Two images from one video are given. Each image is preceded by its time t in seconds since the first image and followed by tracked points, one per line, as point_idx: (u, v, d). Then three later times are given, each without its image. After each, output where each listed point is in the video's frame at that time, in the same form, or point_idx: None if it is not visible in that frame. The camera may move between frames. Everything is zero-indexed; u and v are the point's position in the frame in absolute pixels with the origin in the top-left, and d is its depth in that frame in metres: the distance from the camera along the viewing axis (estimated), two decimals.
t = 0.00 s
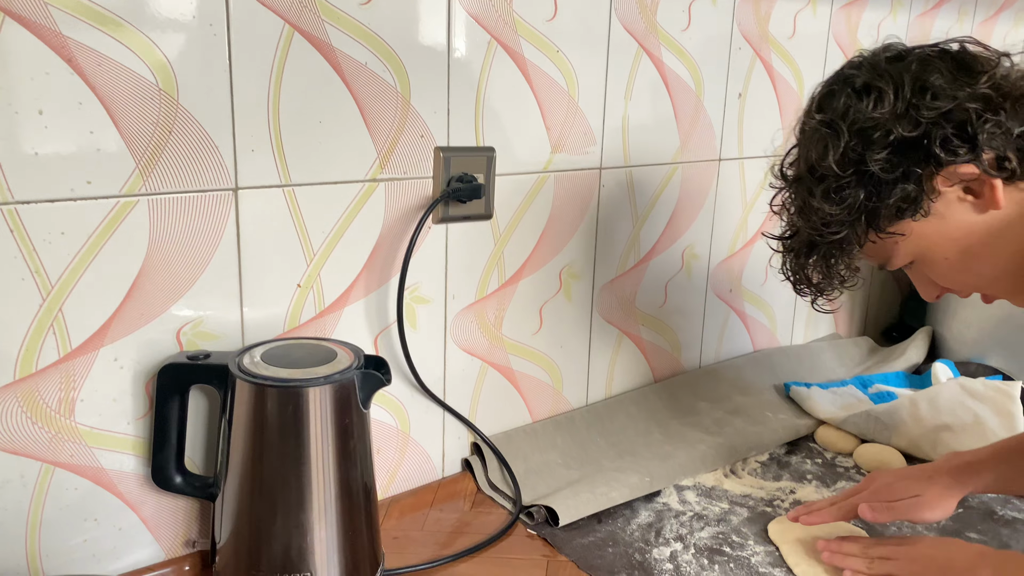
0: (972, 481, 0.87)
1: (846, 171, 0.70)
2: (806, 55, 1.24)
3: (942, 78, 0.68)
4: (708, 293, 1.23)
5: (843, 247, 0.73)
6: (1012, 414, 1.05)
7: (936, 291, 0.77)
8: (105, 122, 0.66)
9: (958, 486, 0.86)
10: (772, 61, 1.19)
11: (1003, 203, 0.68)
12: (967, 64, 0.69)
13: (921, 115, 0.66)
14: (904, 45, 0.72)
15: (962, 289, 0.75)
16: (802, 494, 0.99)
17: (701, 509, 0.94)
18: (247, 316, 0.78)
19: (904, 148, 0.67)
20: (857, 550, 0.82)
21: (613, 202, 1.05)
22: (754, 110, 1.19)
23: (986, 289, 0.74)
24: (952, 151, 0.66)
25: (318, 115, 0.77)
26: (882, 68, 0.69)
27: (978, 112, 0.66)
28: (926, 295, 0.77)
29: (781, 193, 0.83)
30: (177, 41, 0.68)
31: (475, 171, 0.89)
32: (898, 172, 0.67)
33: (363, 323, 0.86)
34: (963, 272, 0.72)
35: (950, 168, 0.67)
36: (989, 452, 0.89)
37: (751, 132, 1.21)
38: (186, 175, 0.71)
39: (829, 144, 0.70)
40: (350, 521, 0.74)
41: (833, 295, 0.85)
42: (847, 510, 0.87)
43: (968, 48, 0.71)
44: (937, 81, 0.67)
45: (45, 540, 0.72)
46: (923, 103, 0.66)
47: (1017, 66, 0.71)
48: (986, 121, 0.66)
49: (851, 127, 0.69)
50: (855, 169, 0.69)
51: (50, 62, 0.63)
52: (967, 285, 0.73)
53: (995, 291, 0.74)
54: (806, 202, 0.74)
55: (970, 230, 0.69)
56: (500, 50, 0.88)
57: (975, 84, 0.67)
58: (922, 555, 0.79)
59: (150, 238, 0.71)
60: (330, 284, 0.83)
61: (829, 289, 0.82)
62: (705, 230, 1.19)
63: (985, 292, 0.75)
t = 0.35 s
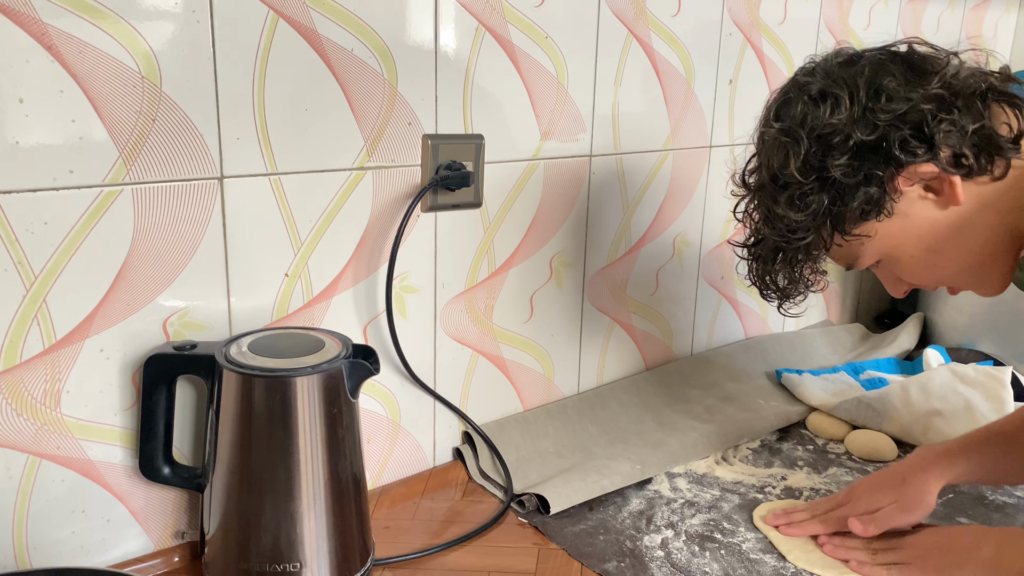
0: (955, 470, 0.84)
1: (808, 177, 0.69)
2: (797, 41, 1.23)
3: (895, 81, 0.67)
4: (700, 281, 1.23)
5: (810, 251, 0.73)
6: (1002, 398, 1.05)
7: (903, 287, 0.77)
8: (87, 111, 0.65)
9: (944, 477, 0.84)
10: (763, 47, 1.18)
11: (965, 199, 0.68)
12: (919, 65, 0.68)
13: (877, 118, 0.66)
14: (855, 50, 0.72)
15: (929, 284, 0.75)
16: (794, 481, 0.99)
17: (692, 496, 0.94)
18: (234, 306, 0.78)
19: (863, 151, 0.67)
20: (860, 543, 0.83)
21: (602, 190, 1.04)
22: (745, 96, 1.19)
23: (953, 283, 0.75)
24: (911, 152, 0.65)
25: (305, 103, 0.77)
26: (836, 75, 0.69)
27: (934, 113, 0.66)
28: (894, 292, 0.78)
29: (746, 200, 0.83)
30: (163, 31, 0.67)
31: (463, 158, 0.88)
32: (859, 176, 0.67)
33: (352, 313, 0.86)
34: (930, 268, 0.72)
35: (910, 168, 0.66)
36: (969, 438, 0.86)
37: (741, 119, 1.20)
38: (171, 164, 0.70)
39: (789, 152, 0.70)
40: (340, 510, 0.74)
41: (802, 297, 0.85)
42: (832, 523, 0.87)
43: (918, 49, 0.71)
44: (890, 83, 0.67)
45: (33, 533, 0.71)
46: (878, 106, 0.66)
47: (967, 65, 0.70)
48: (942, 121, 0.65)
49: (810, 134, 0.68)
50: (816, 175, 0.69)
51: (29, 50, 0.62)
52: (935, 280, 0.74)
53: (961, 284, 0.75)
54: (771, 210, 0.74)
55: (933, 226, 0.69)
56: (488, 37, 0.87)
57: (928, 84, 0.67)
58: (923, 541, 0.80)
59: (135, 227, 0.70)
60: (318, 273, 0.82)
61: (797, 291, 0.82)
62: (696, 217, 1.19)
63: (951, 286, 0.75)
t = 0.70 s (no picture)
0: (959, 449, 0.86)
1: (796, 175, 0.70)
2: (794, 32, 1.23)
3: (876, 79, 0.67)
4: (696, 273, 1.23)
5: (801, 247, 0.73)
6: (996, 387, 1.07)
7: (893, 282, 0.77)
8: (83, 104, 0.65)
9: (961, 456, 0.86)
10: (760, 39, 1.18)
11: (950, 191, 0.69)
12: (899, 64, 0.69)
13: (861, 115, 0.66)
14: (837, 53, 0.73)
15: (917, 276, 0.76)
16: (790, 472, 0.99)
17: (689, 487, 0.94)
18: (231, 299, 0.78)
19: (849, 148, 0.67)
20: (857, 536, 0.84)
21: (598, 183, 1.04)
22: (742, 88, 1.19)
23: (941, 273, 0.75)
24: (895, 146, 0.66)
25: (301, 96, 0.77)
26: (819, 75, 0.70)
27: (916, 108, 0.66)
28: (884, 286, 0.78)
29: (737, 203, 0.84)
30: (160, 24, 0.67)
31: (460, 151, 0.88)
32: (846, 172, 0.67)
33: (349, 306, 0.86)
34: (920, 260, 0.73)
35: (895, 162, 0.66)
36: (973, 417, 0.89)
37: (738, 111, 1.20)
38: (167, 157, 0.70)
39: (777, 151, 0.70)
40: (338, 502, 0.74)
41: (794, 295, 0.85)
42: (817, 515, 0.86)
43: (896, 51, 0.72)
44: (872, 82, 0.67)
45: (32, 526, 0.71)
46: (862, 104, 0.66)
47: (945, 63, 0.70)
48: (925, 116, 0.65)
49: (797, 133, 0.69)
50: (804, 173, 0.69)
51: (24, 43, 0.61)
52: (925, 271, 0.74)
53: (947, 274, 0.75)
54: (760, 209, 0.74)
55: (919, 219, 0.70)
56: (483, 29, 0.87)
57: (909, 82, 0.67)
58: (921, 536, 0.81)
59: (131, 220, 0.70)
60: (315, 266, 0.82)
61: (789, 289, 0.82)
62: (693, 209, 1.19)
63: (937, 276, 0.76)
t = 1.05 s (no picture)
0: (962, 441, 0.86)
1: (813, 171, 0.69)
2: (793, 29, 1.23)
3: (892, 71, 0.67)
4: (696, 269, 1.23)
5: (820, 242, 0.73)
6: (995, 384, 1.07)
7: (916, 272, 0.77)
8: (81, 101, 0.65)
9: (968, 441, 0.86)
10: (759, 36, 1.18)
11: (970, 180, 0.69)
12: (913, 55, 0.68)
13: (878, 108, 0.66)
14: (849, 45, 0.72)
15: (941, 266, 0.75)
16: (789, 468, 0.99)
17: (688, 483, 0.94)
18: (230, 296, 0.78)
19: (867, 142, 0.66)
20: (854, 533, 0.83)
21: (598, 180, 1.04)
22: (741, 84, 1.19)
23: (964, 262, 0.75)
24: (915, 138, 0.65)
25: (299, 92, 0.76)
26: (833, 70, 0.69)
27: (934, 99, 0.65)
28: (906, 277, 0.77)
29: (751, 201, 0.83)
30: (159, 20, 0.67)
31: (459, 147, 0.88)
32: (865, 166, 0.67)
33: (348, 303, 0.86)
34: (943, 250, 0.72)
35: (914, 154, 0.66)
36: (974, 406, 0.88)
37: (737, 107, 1.20)
38: (165, 154, 0.70)
39: (793, 148, 0.70)
40: (337, 500, 0.74)
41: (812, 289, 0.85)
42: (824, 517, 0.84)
43: (909, 41, 0.71)
44: (888, 74, 0.67)
45: (31, 523, 0.71)
46: (879, 97, 0.66)
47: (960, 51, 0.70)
48: (943, 106, 0.65)
49: (814, 129, 0.68)
50: (822, 169, 0.69)
51: (22, 39, 0.61)
52: (947, 261, 0.74)
53: (971, 263, 0.75)
54: (778, 206, 0.74)
55: (942, 208, 0.69)
56: (482, 25, 0.87)
57: (925, 72, 0.67)
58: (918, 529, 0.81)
59: (130, 217, 0.70)
60: (314, 263, 0.82)
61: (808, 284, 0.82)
62: (693, 205, 1.19)
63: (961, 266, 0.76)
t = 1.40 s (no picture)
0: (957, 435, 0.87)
1: (826, 162, 0.69)
2: (791, 32, 1.23)
3: (913, 65, 0.67)
4: (695, 271, 1.23)
5: (828, 235, 0.73)
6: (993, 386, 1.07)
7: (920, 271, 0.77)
8: (80, 103, 0.65)
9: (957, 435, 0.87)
10: (758, 38, 1.18)
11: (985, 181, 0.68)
12: (936, 50, 0.68)
13: (896, 102, 0.66)
14: (871, 36, 0.72)
15: (947, 266, 0.75)
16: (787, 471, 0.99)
17: (686, 486, 0.95)
18: (228, 298, 0.78)
19: (883, 135, 0.67)
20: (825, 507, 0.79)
21: (597, 181, 1.04)
22: (740, 86, 1.19)
23: (970, 265, 0.75)
24: (932, 134, 0.65)
25: (298, 95, 0.76)
26: (854, 60, 0.69)
27: (954, 96, 0.65)
28: (910, 275, 0.78)
29: (760, 189, 0.83)
30: (157, 22, 0.67)
31: (458, 150, 0.88)
32: (879, 160, 0.67)
33: (346, 305, 0.86)
34: (949, 251, 0.72)
35: (930, 151, 0.66)
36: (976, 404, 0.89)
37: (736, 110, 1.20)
38: (164, 156, 0.70)
39: (808, 137, 0.70)
40: (335, 502, 0.74)
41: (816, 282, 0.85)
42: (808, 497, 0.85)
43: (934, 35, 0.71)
44: (909, 68, 0.67)
45: (30, 525, 0.71)
46: (897, 90, 0.66)
47: (983, 49, 0.70)
48: (962, 104, 0.65)
49: (829, 119, 0.68)
50: (835, 160, 0.69)
51: (21, 43, 0.61)
52: (952, 262, 0.74)
53: (978, 266, 0.75)
54: (788, 195, 0.74)
55: (953, 207, 0.69)
56: (481, 28, 0.87)
57: (947, 69, 0.67)
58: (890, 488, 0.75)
59: (128, 220, 0.70)
60: (312, 266, 0.82)
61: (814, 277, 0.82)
62: (691, 207, 1.19)
63: (968, 267, 0.76)
